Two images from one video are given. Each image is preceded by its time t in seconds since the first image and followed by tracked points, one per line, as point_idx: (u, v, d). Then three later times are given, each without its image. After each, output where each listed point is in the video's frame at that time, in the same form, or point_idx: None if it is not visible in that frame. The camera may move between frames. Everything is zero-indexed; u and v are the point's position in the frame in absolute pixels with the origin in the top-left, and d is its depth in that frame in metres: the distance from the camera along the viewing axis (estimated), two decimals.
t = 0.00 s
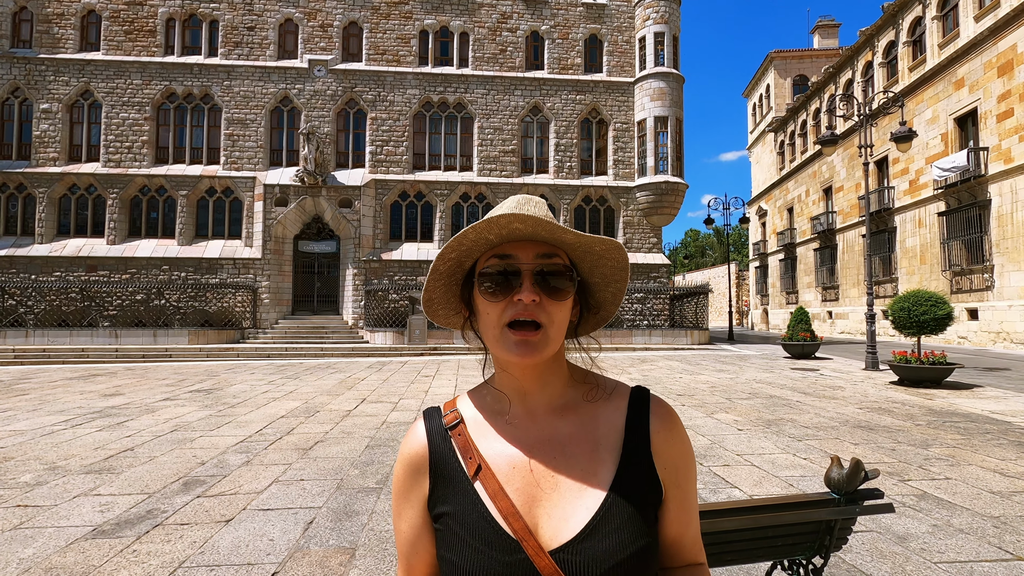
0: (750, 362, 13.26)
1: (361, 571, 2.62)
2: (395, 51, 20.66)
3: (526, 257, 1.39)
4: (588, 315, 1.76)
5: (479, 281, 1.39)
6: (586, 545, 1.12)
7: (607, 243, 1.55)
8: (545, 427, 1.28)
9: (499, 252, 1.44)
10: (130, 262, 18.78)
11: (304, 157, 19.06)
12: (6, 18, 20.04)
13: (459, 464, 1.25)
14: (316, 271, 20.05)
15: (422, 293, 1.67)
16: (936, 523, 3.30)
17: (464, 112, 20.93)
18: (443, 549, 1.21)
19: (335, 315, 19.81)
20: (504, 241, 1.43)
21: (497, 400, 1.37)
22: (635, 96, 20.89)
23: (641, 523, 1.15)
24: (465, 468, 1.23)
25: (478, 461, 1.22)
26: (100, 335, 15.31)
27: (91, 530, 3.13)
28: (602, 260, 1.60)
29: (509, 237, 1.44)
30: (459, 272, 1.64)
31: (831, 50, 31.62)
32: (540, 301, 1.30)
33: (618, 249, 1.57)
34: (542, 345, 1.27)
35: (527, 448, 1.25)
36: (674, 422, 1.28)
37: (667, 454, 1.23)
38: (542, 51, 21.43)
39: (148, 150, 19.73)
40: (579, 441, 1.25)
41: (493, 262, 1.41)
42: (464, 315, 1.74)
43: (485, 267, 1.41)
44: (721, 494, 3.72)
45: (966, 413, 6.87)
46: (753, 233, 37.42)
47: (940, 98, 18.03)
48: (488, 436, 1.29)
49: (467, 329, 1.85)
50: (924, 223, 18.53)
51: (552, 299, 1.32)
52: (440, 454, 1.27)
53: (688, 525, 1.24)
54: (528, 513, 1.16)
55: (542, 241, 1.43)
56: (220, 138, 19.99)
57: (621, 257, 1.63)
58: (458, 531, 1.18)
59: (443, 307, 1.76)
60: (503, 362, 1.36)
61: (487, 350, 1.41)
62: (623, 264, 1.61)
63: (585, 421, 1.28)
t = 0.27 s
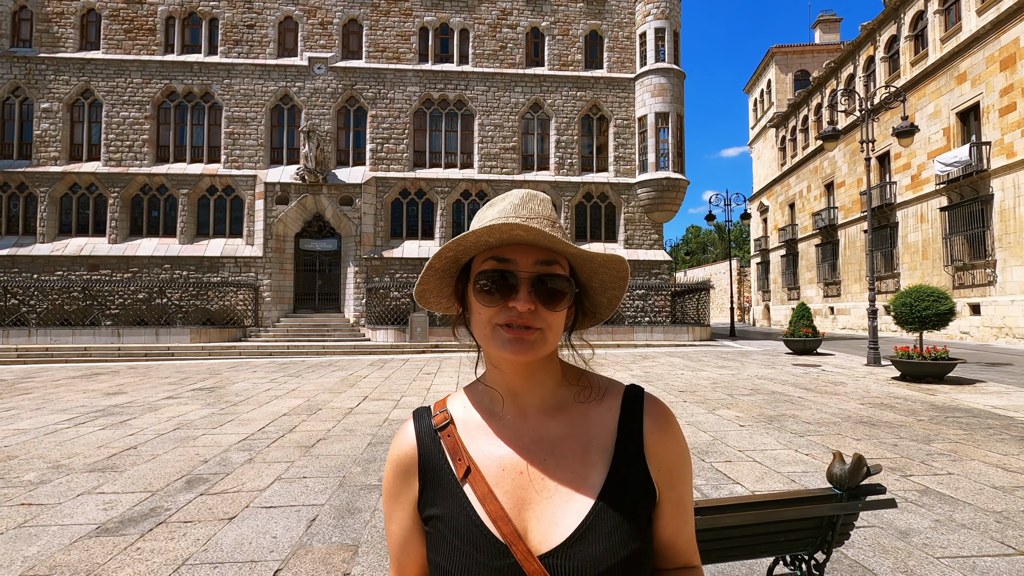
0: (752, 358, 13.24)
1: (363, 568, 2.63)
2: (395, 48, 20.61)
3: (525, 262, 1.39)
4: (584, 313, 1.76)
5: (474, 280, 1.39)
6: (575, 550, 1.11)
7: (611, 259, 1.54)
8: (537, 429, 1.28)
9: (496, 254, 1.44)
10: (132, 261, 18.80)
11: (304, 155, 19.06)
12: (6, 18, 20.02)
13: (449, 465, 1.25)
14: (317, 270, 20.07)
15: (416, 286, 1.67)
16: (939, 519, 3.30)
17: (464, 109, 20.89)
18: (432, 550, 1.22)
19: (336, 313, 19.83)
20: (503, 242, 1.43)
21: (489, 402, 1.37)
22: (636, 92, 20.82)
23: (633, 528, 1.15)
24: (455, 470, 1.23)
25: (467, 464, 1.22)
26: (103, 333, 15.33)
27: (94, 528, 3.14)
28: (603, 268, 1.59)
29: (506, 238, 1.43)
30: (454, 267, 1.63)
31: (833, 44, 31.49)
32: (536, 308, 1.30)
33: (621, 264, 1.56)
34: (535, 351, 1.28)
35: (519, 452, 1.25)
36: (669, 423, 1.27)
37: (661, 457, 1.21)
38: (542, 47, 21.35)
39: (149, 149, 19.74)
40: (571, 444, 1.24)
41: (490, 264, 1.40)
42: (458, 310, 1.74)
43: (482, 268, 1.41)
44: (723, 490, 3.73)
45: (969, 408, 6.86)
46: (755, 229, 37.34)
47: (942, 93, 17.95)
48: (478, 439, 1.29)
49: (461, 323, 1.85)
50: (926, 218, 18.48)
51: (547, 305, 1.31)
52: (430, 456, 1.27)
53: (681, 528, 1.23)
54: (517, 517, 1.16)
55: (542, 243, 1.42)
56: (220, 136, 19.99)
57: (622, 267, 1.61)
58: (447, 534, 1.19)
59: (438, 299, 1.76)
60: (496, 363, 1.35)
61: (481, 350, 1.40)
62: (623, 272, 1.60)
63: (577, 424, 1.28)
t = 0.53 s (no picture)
0: (754, 360, 13.21)
1: (365, 570, 2.63)
2: (397, 50, 20.66)
3: (516, 263, 1.38)
4: (579, 313, 1.75)
5: (465, 281, 1.38)
6: (564, 557, 1.11)
7: (606, 255, 1.53)
8: (528, 432, 1.28)
9: (487, 254, 1.44)
10: (135, 262, 18.85)
11: (307, 157, 19.12)
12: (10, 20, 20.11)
13: (438, 469, 1.26)
14: (320, 271, 20.12)
15: (408, 288, 1.67)
16: (943, 521, 3.28)
17: (466, 110, 20.91)
18: (419, 554, 1.22)
19: (338, 313, 19.86)
20: (493, 243, 1.43)
21: (480, 405, 1.37)
22: (638, 93, 20.82)
23: (622, 536, 1.15)
24: (443, 473, 1.24)
25: (456, 467, 1.22)
26: (106, 334, 15.37)
27: (98, 529, 3.15)
28: (597, 268, 1.59)
29: (496, 238, 1.43)
30: (445, 269, 1.63)
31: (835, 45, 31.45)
32: (528, 309, 1.30)
33: (614, 263, 1.56)
34: (526, 353, 1.28)
35: (508, 455, 1.25)
36: (662, 430, 1.26)
37: (652, 465, 1.21)
38: (544, 48, 21.36)
39: (152, 150, 19.81)
40: (562, 449, 1.24)
41: (480, 265, 1.40)
42: (450, 311, 1.74)
43: (472, 269, 1.41)
44: (725, 492, 3.72)
45: (972, 410, 6.83)
46: (757, 230, 37.29)
47: (945, 94, 17.91)
48: (467, 442, 1.29)
49: (452, 320, 1.84)
50: (929, 219, 18.44)
51: (539, 306, 1.31)
52: (419, 459, 1.28)
53: (672, 536, 1.23)
54: (506, 522, 1.16)
55: (532, 243, 1.42)
56: (223, 138, 20.05)
57: (616, 263, 1.61)
58: (435, 538, 1.19)
59: (429, 300, 1.77)
60: (487, 365, 1.36)
61: (472, 352, 1.41)
62: (617, 268, 1.60)
63: (569, 429, 1.27)
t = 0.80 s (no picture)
0: (758, 360, 13.17)
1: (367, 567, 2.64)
2: (402, 48, 20.66)
3: (511, 249, 1.38)
4: (577, 304, 1.76)
5: (461, 269, 1.38)
6: (551, 545, 1.10)
7: (599, 235, 1.53)
8: (520, 420, 1.28)
9: (483, 241, 1.44)
10: (140, 259, 18.94)
11: (311, 155, 19.16)
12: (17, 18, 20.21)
13: (428, 451, 1.25)
14: (324, 269, 20.18)
15: (405, 279, 1.67)
16: (947, 522, 3.27)
17: (471, 109, 20.91)
18: (400, 536, 1.21)
19: (342, 311, 19.92)
20: (489, 231, 1.43)
21: (475, 393, 1.36)
22: (642, 92, 20.76)
23: (610, 528, 1.14)
24: (434, 456, 1.23)
25: (447, 449, 1.21)
26: (111, 331, 15.43)
27: (103, 524, 3.16)
28: (593, 251, 1.59)
29: (492, 226, 1.43)
30: (441, 260, 1.63)
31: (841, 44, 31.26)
32: (525, 295, 1.30)
33: (610, 243, 1.56)
34: (523, 340, 1.28)
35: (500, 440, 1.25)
36: (652, 428, 1.27)
37: (643, 460, 1.21)
38: (549, 47, 21.31)
39: (157, 148, 19.88)
40: (554, 438, 1.24)
41: (477, 252, 1.40)
42: (448, 304, 1.74)
43: (469, 257, 1.41)
44: (729, 492, 3.71)
45: (977, 411, 6.80)
46: (761, 229, 37.17)
47: (952, 93, 17.77)
48: (458, 426, 1.29)
49: (451, 316, 1.84)
50: (935, 219, 18.33)
51: (537, 291, 1.31)
52: (409, 440, 1.27)
53: (661, 538, 1.21)
54: (494, 508, 1.16)
55: (527, 230, 1.42)
56: (228, 136, 20.11)
57: (613, 247, 1.61)
58: (418, 518, 1.18)
59: (427, 294, 1.76)
60: (483, 353, 1.36)
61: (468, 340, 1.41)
62: (614, 252, 1.60)
63: (562, 419, 1.28)
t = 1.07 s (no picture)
0: (762, 358, 13.14)
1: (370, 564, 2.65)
2: (404, 47, 20.66)
3: (510, 242, 1.38)
4: (578, 299, 1.76)
5: (462, 264, 1.38)
6: (544, 538, 1.11)
7: (596, 225, 1.53)
8: (517, 414, 1.28)
9: (483, 236, 1.44)
10: (144, 258, 19.02)
11: (314, 154, 19.19)
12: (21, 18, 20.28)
13: (421, 437, 1.24)
14: (327, 267, 20.22)
15: (407, 278, 1.67)
16: (952, 520, 3.25)
17: (473, 107, 20.90)
18: (387, 521, 1.20)
19: (345, 310, 19.95)
20: (490, 225, 1.43)
21: (473, 384, 1.36)
22: (645, 89, 20.70)
23: (603, 525, 1.15)
24: (428, 442, 1.22)
25: (441, 435, 1.21)
26: (116, 330, 15.49)
27: (108, 522, 3.18)
28: (593, 243, 1.59)
29: (492, 220, 1.44)
30: (443, 258, 1.63)
31: (845, 41, 31.11)
32: (525, 287, 1.30)
33: (608, 234, 1.57)
34: (526, 335, 1.28)
35: (495, 430, 1.25)
36: (646, 431, 1.28)
37: (636, 462, 1.22)
38: (552, 45, 21.28)
39: (161, 147, 19.94)
40: (550, 431, 1.25)
41: (476, 247, 1.41)
42: (450, 303, 1.74)
43: (469, 252, 1.40)
44: (732, 490, 3.71)
45: (982, 409, 6.77)
46: (764, 227, 37.07)
47: (956, 90, 17.66)
48: (454, 414, 1.29)
49: (453, 316, 1.84)
50: (939, 217, 18.24)
51: (538, 284, 1.31)
52: (403, 426, 1.26)
53: (648, 540, 1.22)
54: (486, 498, 1.16)
55: (528, 224, 1.42)
56: (231, 135, 20.15)
57: (612, 238, 1.62)
58: (406, 502, 1.17)
59: (429, 294, 1.76)
60: (483, 347, 1.36)
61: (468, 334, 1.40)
62: (613, 245, 1.61)
63: (559, 415, 1.28)
